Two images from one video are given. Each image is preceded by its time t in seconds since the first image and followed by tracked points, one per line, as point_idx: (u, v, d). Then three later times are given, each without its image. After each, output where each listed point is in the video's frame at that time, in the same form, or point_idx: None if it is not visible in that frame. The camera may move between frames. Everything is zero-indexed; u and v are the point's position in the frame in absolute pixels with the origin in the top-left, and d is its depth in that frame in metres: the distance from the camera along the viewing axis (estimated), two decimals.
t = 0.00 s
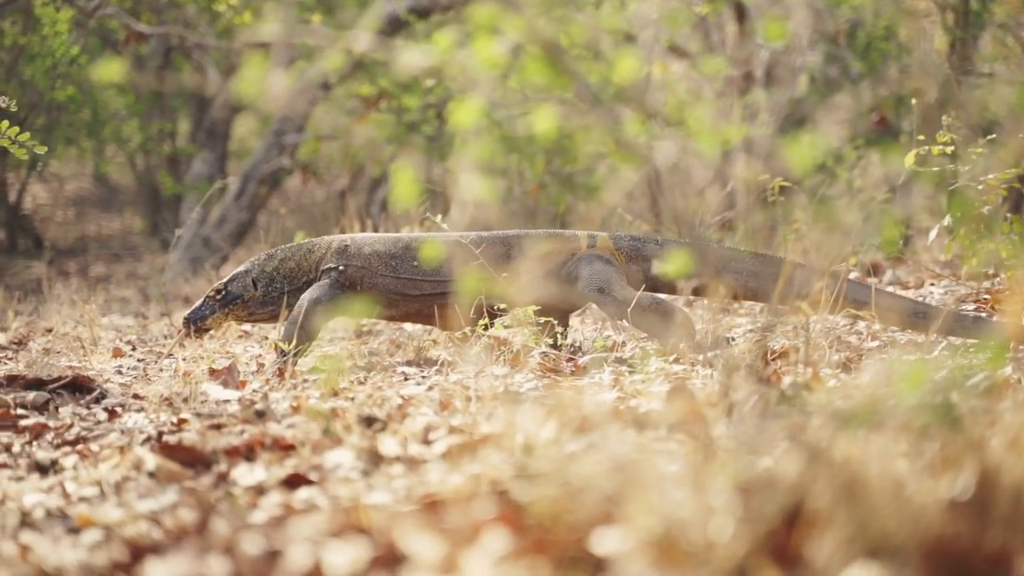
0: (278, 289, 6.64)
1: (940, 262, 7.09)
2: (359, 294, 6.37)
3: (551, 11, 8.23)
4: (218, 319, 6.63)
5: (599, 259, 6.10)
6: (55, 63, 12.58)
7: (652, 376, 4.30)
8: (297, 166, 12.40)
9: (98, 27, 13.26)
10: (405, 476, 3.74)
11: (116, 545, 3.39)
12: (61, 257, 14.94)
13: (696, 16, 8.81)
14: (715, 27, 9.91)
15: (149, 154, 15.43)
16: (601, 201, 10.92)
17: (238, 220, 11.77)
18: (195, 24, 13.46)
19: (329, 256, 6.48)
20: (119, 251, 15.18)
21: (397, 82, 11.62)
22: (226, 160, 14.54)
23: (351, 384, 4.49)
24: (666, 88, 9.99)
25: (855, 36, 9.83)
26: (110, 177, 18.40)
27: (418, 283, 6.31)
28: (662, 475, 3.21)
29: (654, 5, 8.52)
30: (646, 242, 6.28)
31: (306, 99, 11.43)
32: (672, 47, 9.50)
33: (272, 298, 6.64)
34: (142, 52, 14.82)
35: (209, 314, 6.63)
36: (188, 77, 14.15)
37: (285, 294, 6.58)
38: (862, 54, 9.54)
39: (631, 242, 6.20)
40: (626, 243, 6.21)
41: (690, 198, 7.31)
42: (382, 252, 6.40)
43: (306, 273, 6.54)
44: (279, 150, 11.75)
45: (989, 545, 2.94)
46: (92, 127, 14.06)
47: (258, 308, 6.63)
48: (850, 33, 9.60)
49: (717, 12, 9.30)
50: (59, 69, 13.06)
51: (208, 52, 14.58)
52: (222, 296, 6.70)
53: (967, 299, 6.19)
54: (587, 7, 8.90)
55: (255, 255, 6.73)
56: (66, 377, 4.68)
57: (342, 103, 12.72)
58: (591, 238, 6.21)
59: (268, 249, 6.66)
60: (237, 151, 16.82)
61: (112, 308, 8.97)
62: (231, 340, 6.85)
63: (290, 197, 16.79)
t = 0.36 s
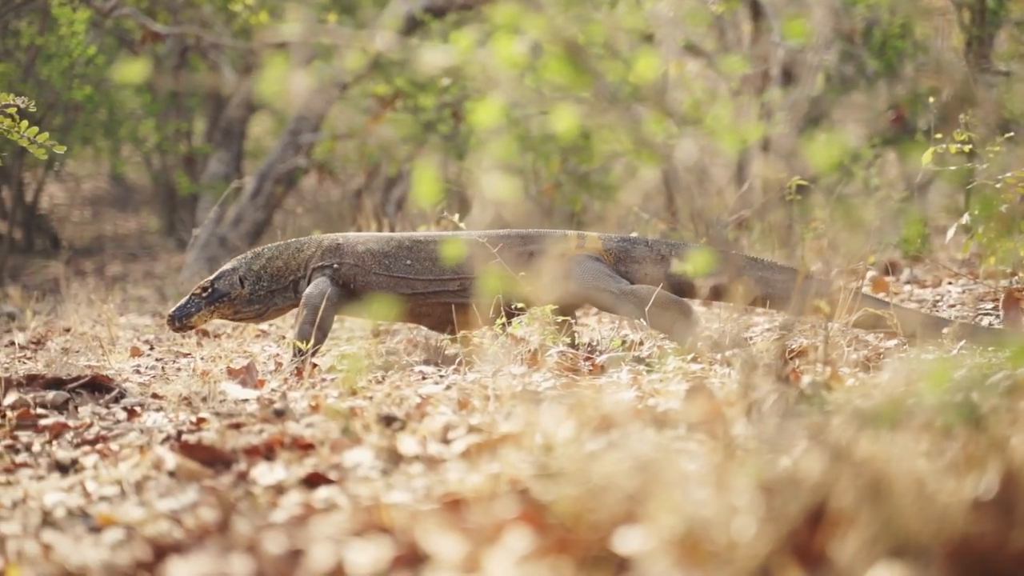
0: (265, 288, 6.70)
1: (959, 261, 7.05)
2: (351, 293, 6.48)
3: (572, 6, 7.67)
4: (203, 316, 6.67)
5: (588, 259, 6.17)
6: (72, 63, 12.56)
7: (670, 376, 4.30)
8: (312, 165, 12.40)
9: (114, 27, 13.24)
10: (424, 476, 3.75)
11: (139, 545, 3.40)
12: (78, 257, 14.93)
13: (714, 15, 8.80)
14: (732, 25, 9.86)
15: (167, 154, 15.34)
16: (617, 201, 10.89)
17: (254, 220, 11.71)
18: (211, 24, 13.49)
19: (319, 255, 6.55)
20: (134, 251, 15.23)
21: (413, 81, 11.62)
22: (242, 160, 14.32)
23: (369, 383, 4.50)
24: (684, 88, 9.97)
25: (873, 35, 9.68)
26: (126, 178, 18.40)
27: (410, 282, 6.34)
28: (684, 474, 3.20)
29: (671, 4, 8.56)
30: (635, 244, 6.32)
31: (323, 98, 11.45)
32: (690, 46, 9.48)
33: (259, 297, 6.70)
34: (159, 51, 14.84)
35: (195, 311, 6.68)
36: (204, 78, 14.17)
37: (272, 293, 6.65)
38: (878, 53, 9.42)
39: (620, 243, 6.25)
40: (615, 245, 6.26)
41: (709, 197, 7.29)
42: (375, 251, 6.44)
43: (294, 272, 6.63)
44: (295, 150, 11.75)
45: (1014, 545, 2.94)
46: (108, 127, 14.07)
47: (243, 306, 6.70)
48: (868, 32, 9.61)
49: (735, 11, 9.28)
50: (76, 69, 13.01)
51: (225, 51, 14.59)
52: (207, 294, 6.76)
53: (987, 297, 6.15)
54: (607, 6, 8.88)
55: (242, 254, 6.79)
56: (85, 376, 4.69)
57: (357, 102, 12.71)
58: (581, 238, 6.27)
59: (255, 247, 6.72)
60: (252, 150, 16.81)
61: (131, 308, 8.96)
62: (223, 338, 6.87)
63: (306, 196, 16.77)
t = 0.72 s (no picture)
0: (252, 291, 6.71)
1: (978, 262, 7.02)
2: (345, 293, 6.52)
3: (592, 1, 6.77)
4: (189, 318, 6.71)
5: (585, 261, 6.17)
6: (90, 64, 12.60)
7: (689, 377, 4.30)
8: (328, 166, 12.42)
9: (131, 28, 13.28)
10: (445, 477, 3.75)
11: (162, 545, 3.41)
12: (95, 257, 14.96)
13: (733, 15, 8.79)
14: (751, 25, 9.84)
15: (184, 155, 15.34)
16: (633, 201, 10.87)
17: (271, 221, 11.72)
18: (229, 25, 13.52)
19: (309, 258, 6.57)
20: (151, 250, 15.31)
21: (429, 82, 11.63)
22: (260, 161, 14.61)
23: (388, 384, 4.51)
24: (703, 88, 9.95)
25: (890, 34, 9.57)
26: (143, 178, 18.44)
27: (406, 282, 6.39)
28: (709, 474, 3.19)
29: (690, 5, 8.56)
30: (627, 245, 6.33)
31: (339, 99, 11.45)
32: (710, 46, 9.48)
33: (246, 300, 6.72)
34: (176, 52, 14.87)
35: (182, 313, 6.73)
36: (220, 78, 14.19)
37: (257, 296, 6.65)
38: (895, 54, 9.23)
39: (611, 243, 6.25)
40: (607, 244, 6.26)
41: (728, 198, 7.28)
42: (372, 251, 6.49)
43: (279, 275, 6.62)
44: (312, 151, 11.77)
45: None
46: (126, 128, 14.10)
47: (230, 309, 6.73)
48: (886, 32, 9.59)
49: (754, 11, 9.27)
50: (94, 71, 13.05)
51: (241, 52, 14.59)
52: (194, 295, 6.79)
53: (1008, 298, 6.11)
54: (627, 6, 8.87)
55: (230, 256, 6.82)
56: (105, 377, 4.70)
57: (373, 102, 12.72)
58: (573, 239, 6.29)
59: (243, 249, 6.75)
60: (269, 151, 16.81)
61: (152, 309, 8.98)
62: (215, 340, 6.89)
63: (322, 197, 16.77)
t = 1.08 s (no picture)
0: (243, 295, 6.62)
1: (1000, 263, 6.98)
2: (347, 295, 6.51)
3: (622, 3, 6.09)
4: (180, 324, 6.58)
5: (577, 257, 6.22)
6: (110, 67, 12.66)
7: (710, 378, 4.30)
8: (347, 168, 12.42)
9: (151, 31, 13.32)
10: (467, 478, 3.75)
11: (187, 546, 3.42)
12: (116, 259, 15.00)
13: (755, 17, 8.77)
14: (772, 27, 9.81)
15: (204, 157, 15.35)
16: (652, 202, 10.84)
17: (290, 223, 11.71)
18: (248, 28, 13.54)
19: (306, 261, 6.51)
20: (171, 253, 15.35)
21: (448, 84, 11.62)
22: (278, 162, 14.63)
23: (408, 386, 4.51)
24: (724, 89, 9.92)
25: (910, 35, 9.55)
26: (164, 180, 18.48)
27: (407, 282, 6.41)
28: (734, 476, 3.19)
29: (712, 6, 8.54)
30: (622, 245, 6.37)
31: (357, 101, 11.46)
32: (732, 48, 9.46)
33: (237, 304, 6.62)
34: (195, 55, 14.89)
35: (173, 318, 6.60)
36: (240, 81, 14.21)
37: (249, 300, 6.56)
38: (914, 54, 9.21)
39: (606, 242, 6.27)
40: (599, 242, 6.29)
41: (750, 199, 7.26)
42: (373, 251, 6.48)
43: (274, 279, 6.54)
44: (331, 153, 11.79)
45: None
46: (146, 131, 14.14)
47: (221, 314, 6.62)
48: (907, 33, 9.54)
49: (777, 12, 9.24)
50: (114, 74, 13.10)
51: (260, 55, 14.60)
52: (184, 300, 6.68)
53: None
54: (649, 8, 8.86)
55: (220, 261, 6.72)
56: (127, 379, 4.71)
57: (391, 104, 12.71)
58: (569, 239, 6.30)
59: (234, 254, 6.66)
60: (288, 153, 16.82)
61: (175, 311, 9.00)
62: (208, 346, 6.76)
63: (341, 199, 16.76)
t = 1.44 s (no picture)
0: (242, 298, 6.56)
1: (1021, 264, 6.94)
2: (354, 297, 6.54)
3: None
4: (178, 328, 6.47)
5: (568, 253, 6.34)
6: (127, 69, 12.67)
7: (729, 380, 4.30)
8: (364, 170, 12.41)
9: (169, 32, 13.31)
10: (487, 480, 3.75)
11: (210, 548, 3.42)
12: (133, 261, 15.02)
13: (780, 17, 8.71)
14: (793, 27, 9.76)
15: (222, 159, 15.35)
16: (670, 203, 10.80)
17: (308, 225, 11.69)
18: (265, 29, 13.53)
19: (310, 262, 6.52)
20: (189, 255, 15.36)
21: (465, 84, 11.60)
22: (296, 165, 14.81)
23: (428, 387, 4.51)
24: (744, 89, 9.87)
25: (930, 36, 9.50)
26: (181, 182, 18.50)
27: (411, 283, 6.48)
28: (758, 477, 3.19)
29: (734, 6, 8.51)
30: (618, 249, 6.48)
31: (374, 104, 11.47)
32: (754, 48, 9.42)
33: (235, 308, 6.55)
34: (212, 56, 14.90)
35: (170, 322, 6.47)
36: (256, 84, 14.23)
37: (249, 303, 6.50)
38: (933, 54, 9.14)
39: (601, 246, 6.41)
40: (597, 247, 6.42)
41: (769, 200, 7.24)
42: (377, 254, 6.55)
43: (275, 281, 6.51)
44: (348, 155, 11.81)
45: None
46: (164, 133, 14.15)
47: (220, 318, 6.53)
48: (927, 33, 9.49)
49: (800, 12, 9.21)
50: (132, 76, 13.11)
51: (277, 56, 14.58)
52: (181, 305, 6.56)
53: None
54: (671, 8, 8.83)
55: (216, 265, 6.64)
56: (147, 381, 4.72)
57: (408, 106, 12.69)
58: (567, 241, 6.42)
59: (231, 257, 6.58)
60: (305, 155, 16.80)
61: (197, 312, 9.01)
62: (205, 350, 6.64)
63: (357, 200, 16.74)
